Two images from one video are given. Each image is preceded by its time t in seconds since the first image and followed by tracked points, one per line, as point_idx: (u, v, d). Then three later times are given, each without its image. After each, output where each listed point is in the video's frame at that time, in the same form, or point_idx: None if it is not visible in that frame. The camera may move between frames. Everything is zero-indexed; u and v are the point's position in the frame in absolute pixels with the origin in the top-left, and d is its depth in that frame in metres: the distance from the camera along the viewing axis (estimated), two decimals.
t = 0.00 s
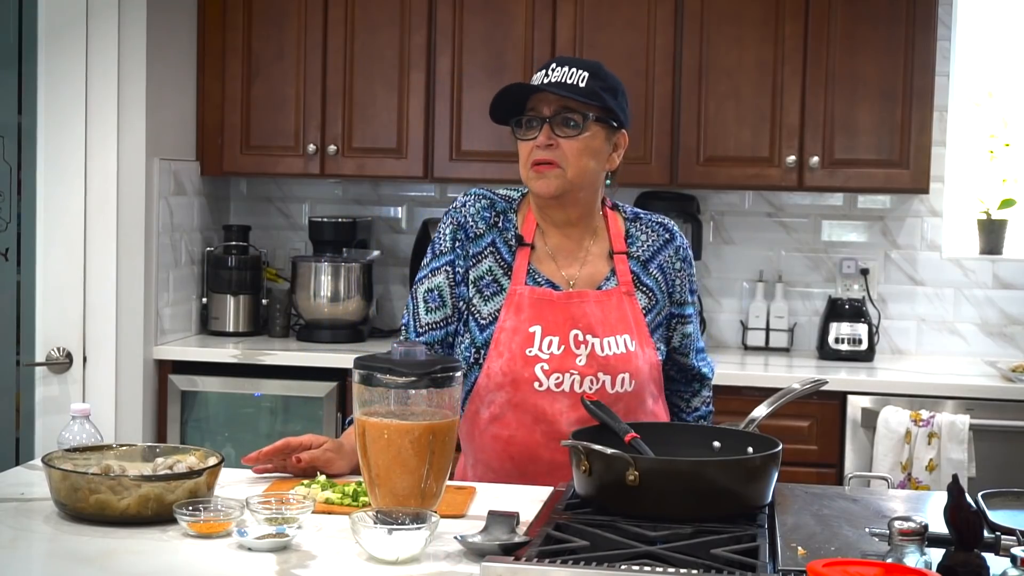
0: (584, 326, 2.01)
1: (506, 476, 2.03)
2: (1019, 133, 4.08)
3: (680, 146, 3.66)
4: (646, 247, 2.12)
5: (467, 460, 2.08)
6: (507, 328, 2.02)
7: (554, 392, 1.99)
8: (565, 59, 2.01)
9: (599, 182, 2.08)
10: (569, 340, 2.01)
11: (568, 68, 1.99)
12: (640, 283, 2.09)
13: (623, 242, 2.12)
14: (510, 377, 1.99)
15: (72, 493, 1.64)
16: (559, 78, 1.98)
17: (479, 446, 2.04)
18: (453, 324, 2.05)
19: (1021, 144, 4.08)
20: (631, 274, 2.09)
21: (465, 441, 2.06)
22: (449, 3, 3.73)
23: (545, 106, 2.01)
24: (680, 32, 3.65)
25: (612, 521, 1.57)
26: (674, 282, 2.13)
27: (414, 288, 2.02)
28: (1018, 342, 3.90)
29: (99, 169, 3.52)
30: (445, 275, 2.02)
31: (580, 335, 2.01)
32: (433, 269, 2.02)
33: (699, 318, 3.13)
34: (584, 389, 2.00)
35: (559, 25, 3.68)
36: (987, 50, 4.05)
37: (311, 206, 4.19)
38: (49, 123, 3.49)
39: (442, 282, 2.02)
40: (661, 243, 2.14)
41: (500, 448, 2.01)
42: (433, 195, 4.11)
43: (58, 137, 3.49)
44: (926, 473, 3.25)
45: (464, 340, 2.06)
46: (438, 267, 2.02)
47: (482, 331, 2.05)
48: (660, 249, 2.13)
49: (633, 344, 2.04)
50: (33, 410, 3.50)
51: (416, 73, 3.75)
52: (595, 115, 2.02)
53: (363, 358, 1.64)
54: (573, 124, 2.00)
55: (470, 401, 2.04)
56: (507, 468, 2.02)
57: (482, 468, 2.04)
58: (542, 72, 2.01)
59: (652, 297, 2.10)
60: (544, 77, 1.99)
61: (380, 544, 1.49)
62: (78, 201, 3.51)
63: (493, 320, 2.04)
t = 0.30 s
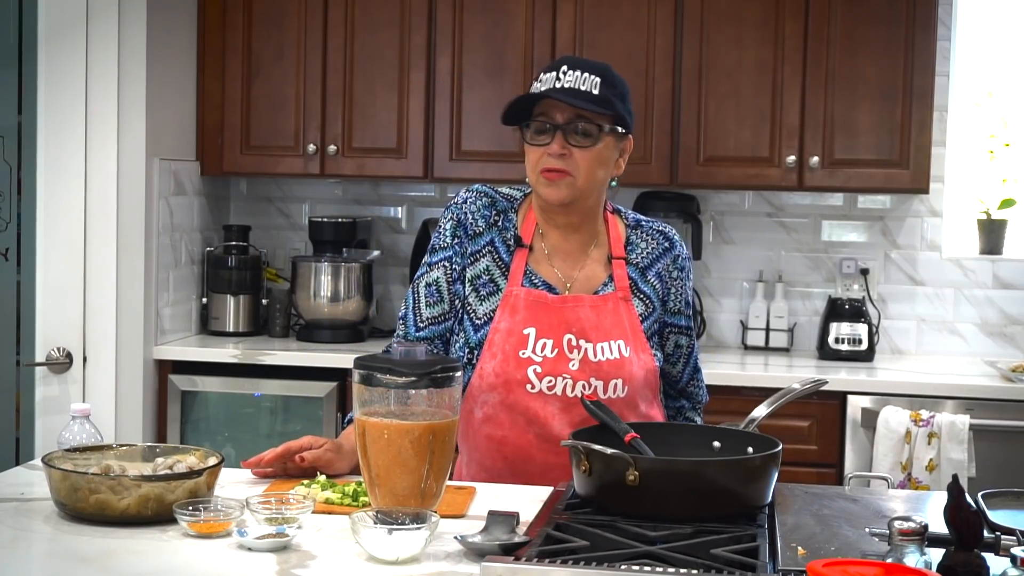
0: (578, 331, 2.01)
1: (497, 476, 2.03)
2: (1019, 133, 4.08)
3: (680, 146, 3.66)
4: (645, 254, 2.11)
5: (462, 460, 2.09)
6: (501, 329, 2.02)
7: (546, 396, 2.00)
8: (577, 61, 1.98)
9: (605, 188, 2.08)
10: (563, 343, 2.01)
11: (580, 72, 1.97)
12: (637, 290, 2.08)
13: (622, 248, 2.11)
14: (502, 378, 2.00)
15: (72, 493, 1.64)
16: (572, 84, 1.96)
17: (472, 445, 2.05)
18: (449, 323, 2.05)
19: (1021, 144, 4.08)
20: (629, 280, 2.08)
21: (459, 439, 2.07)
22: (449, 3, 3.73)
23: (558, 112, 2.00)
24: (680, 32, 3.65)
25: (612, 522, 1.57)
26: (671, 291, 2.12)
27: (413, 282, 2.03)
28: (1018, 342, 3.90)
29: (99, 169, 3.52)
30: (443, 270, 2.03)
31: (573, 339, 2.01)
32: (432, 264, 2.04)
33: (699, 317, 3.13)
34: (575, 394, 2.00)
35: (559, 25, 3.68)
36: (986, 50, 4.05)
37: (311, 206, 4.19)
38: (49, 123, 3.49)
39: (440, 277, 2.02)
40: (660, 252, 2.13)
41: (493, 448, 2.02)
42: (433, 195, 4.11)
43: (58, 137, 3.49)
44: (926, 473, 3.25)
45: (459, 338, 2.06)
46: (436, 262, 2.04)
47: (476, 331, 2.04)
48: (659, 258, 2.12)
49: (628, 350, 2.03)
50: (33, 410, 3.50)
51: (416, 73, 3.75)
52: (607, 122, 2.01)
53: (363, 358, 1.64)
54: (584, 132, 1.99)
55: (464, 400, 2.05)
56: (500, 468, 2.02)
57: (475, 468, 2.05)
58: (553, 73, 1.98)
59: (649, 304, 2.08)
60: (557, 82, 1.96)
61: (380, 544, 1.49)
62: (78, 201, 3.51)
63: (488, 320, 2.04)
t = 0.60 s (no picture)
0: (583, 330, 2.01)
1: (504, 476, 2.04)
2: (1019, 133, 4.08)
3: (680, 146, 3.66)
4: (650, 255, 2.10)
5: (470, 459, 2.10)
6: (506, 330, 2.02)
7: (553, 395, 2.00)
8: (618, 85, 1.86)
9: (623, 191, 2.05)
10: (568, 343, 2.01)
11: (623, 98, 1.86)
12: (643, 290, 2.07)
13: (627, 248, 2.09)
14: (508, 379, 2.00)
15: (72, 493, 1.64)
16: (620, 114, 1.85)
17: (479, 445, 2.05)
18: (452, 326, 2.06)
19: (1021, 144, 4.08)
20: (634, 280, 2.06)
21: (466, 439, 2.08)
22: (449, 3, 3.73)
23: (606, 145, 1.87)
24: (680, 33, 3.65)
25: (612, 522, 1.57)
26: (675, 292, 2.10)
27: (416, 287, 2.05)
28: (1018, 342, 3.91)
29: (99, 169, 3.52)
30: (446, 275, 2.04)
31: (579, 338, 2.01)
32: (435, 269, 2.05)
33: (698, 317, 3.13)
34: (581, 393, 1.99)
35: (559, 25, 3.68)
36: (986, 50, 4.05)
37: (311, 206, 4.19)
38: (49, 123, 3.49)
39: (442, 282, 2.03)
40: (665, 252, 2.11)
41: (499, 448, 2.03)
42: (433, 195, 4.11)
43: (58, 137, 3.49)
44: (926, 473, 3.25)
45: (463, 340, 2.07)
46: (439, 267, 2.05)
47: (480, 332, 2.04)
48: (663, 258, 2.11)
49: (634, 348, 2.03)
50: (33, 410, 3.50)
51: (416, 73, 3.75)
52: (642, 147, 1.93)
53: (363, 358, 1.65)
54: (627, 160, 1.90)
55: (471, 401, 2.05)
56: (506, 468, 2.03)
57: (482, 467, 2.06)
58: (596, 99, 1.85)
59: (654, 304, 2.07)
60: (604, 111, 1.85)
61: (380, 544, 1.49)
62: (78, 201, 3.51)
63: (491, 322, 2.04)
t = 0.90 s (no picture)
0: (588, 331, 2.01)
1: (508, 477, 2.04)
2: (1019, 133, 4.08)
3: (680, 146, 3.65)
4: (655, 257, 2.10)
5: (474, 460, 2.10)
6: (510, 332, 2.02)
7: (556, 396, 2.00)
8: (636, 102, 1.84)
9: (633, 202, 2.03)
10: (572, 344, 2.01)
11: (640, 116, 1.84)
12: (647, 292, 2.07)
13: (633, 250, 2.09)
14: (512, 381, 2.00)
15: (72, 493, 1.64)
16: (635, 133, 1.83)
17: (483, 446, 2.05)
18: (457, 329, 2.06)
19: (1021, 144, 4.08)
20: (639, 282, 2.07)
21: (471, 440, 2.08)
22: (449, 3, 3.73)
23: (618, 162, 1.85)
24: (680, 33, 3.65)
25: (612, 521, 1.57)
26: (680, 294, 2.11)
27: (421, 289, 2.05)
28: (1018, 343, 3.90)
29: (99, 169, 3.52)
30: (452, 278, 2.04)
31: (583, 339, 2.01)
32: (439, 271, 2.05)
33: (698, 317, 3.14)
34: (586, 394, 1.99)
35: (559, 25, 3.68)
36: (986, 50, 4.05)
37: (310, 206, 4.19)
38: (49, 123, 3.49)
39: (448, 284, 2.03)
40: (670, 254, 2.12)
41: (503, 448, 2.03)
42: (433, 195, 4.11)
43: (58, 137, 3.49)
44: (926, 473, 3.25)
45: (468, 342, 2.07)
46: (444, 269, 2.05)
47: (485, 334, 2.05)
48: (668, 260, 2.11)
49: (638, 350, 2.03)
50: (33, 410, 3.50)
51: (416, 73, 3.75)
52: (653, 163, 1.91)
53: (363, 358, 1.65)
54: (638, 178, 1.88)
55: (475, 402, 2.05)
56: (509, 469, 2.03)
57: (486, 468, 2.06)
58: (614, 116, 1.83)
59: (659, 306, 2.08)
60: (620, 129, 1.82)
61: (380, 544, 1.49)
62: (77, 201, 3.51)
63: (496, 324, 2.04)
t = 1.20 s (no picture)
0: (585, 337, 2.01)
1: (504, 476, 2.05)
2: (1019, 133, 4.08)
3: (680, 146, 3.65)
4: (659, 265, 2.08)
5: (473, 459, 2.11)
6: (510, 334, 2.02)
7: (553, 401, 2.00)
8: (654, 121, 1.82)
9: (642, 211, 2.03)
10: (570, 349, 2.01)
11: (657, 134, 1.82)
12: (649, 300, 2.06)
13: (637, 256, 2.07)
14: (508, 383, 2.00)
15: (72, 493, 1.64)
16: (650, 152, 1.82)
17: (481, 445, 2.06)
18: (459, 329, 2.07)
19: (1021, 145, 4.08)
20: (641, 290, 2.06)
21: (470, 438, 2.09)
22: (449, 3, 3.73)
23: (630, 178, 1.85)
24: (680, 33, 3.65)
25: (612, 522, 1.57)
26: (682, 302, 2.09)
27: (425, 287, 2.05)
28: (1018, 343, 3.91)
29: (99, 169, 3.52)
30: (456, 277, 2.04)
31: (581, 345, 2.01)
32: (445, 270, 2.05)
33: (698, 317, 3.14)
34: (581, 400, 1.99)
35: (559, 25, 3.68)
36: (986, 50, 4.05)
37: (311, 206, 4.19)
38: (49, 123, 3.49)
39: (452, 283, 2.04)
40: (674, 262, 2.09)
41: (499, 449, 2.03)
42: (433, 195, 4.11)
43: (58, 137, 3.49)
44: (926, 473, 3.25)
45: (468, 342, 2.07)
46: (449, 268, 2.05)
47: (485, 334, 2.05)
48: (672, 268, 2.09)
49: (637, 357, 2.02)
50: (33, 410, 3.51)
51: (416, 73, 3.75)
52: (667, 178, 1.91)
53: (363, 358, 1.64)
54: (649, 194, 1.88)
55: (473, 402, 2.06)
56: (506, 469, 2.04)
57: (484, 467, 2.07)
58: (629, 132, 1.82)
59: (660, 315, 2.06)
60: (635, 147, 1.81)
61: (380, 544, 1.49)
62: (77, 201, 3.51)
63: (497, 325, 2.04)
